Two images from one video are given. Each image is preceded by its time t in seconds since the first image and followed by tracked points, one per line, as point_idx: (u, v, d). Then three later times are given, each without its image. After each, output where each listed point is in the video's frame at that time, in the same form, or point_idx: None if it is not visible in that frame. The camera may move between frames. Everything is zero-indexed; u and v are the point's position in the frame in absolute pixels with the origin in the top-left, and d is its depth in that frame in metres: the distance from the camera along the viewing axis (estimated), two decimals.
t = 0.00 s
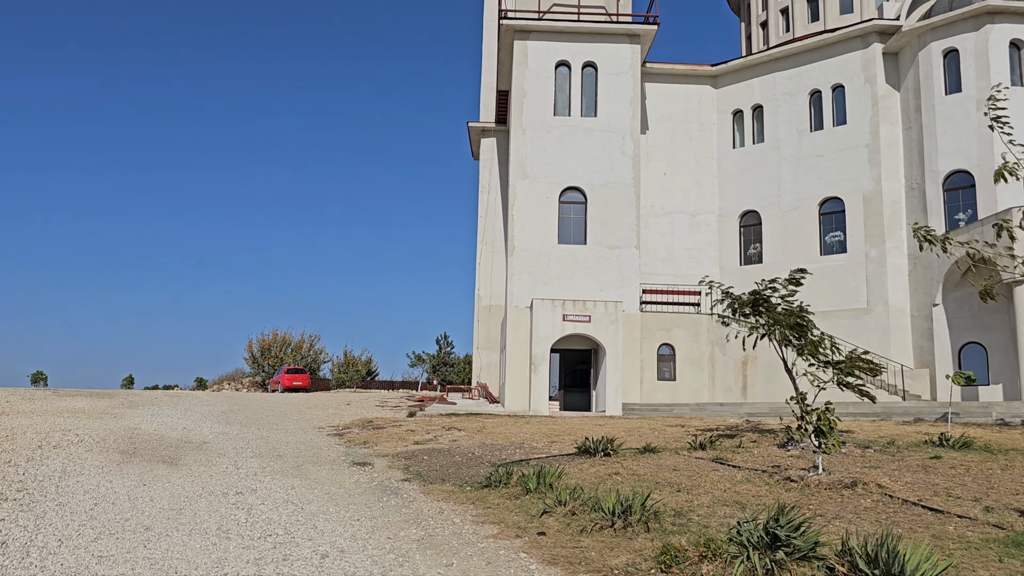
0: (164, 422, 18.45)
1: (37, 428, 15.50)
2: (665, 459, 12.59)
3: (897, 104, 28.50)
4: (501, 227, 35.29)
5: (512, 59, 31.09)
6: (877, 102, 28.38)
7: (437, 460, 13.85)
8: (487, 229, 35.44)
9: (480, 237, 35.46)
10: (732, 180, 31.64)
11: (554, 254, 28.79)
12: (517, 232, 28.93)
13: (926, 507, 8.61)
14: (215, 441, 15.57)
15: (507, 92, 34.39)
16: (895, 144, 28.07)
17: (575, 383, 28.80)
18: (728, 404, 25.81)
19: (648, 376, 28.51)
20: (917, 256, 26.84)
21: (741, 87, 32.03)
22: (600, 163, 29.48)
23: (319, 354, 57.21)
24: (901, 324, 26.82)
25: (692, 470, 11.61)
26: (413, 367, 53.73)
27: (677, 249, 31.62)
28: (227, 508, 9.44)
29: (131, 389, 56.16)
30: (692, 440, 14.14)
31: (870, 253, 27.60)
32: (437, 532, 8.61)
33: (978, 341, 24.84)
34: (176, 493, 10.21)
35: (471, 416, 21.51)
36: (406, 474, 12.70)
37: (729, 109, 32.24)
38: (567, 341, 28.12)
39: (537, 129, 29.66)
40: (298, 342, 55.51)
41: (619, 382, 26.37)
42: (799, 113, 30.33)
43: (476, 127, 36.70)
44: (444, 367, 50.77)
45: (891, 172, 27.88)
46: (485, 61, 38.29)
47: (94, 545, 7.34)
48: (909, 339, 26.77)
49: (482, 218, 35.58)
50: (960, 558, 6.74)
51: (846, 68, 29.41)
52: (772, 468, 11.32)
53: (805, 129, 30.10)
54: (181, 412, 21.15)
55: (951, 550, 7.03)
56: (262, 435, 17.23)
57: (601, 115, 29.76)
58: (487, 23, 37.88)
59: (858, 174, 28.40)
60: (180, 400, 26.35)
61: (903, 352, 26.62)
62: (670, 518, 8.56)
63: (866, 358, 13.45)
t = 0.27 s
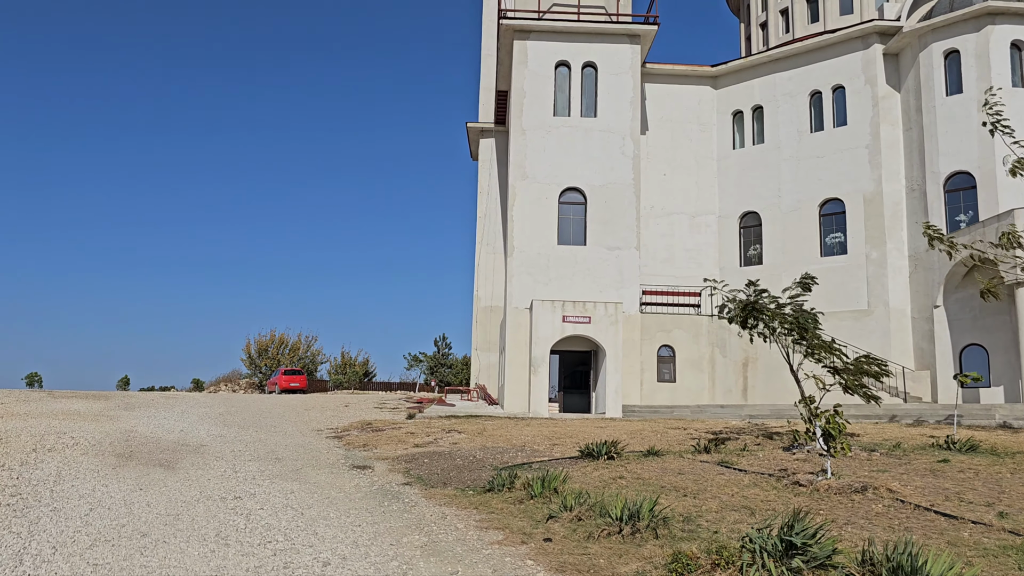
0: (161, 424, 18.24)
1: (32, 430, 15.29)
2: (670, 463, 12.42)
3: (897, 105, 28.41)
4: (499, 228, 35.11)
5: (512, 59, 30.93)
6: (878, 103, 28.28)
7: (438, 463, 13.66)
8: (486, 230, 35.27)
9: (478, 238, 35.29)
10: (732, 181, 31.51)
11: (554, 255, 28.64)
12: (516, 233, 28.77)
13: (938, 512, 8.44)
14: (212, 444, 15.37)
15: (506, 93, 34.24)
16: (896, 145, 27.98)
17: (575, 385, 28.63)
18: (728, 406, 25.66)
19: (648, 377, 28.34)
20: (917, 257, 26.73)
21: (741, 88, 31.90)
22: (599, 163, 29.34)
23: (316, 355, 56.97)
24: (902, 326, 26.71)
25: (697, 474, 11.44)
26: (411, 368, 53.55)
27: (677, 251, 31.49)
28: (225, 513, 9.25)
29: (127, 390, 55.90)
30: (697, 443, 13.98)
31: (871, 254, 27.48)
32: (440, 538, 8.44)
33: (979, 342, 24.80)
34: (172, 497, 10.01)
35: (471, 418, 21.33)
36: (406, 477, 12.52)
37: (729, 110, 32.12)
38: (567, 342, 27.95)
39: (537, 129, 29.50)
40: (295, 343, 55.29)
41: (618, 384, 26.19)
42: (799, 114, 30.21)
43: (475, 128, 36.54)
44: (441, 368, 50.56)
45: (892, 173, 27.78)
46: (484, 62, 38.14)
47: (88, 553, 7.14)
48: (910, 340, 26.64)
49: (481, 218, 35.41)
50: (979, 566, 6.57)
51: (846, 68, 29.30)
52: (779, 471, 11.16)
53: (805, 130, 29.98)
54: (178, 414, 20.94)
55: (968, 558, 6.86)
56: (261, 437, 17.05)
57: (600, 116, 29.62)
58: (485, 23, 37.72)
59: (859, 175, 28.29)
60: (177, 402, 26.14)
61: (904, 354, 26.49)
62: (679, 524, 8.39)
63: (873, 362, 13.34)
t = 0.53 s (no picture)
0: (160, 426, 18.06)
1: (29, 432, 15.09)
2: (676, 466, 12.23)
3: (902, 107, 28.26)
4: (501, 230, 34.94)
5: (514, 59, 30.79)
6: (883, 104, 28.13)
7: (440, 466, 13.46)
8: (487, 232, 35.08)
9: (479, 240, 35.11)
10: (735, 183, 31.33)
11: (556, 257, 28.46)
12: (518, 234, 28.60)
13: (954, 517, 8.24)
14: (212, 446, 15.16)
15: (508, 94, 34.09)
16: (900, 147, 27.82)
17: (577, 387, 28.44)
18: (732, 409, 25.46)
19: (650, 380, 28.12)
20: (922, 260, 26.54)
21: (744, 89, 31.76)
22: (602, 165, 29.17)
23: (316, 358, 56.75)
24: (906, 329, 26.52)
25: (704, 477, 11.25)
26: (412, 371, 53.35)
27: (679, 253, 31.30)
28: (225, 517, 9.05)
29: (127, 392, 55.68)
30: (703, 446, 13.78)
31: (875, 256, 27.30)
32: (444, 543, 8.25)
33: (985, 345, 24.58)
34: (171, 500, 9.82)
35: (472, 420, 21.12)
36: (409, 481, 12.31)
37: (731, 112, 31.96)
38: (569, 344, 27.74)
39: (539, 130, 29.34)
40: (295, 345, 55.07)
41: (621, 387, 25.98)
42: (803, 116, 30.06)
43: (476, 129, 36.40)
44: (442, 371, 50.33)
45: (896, 175, 27.61)
46: (486, 63, 38.01)
47: (84, 557, 6.95)
48: (915, 343, 26.44)
49: (482, 220, 35.24)
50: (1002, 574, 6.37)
51: (851, 70, 29.15)
52: (788, 475, 10.95)
53: (809, 132, 29.83)
54: (177, 416, 20.74)
55: (989, 564, 6.67)
56: (261, 439, 16.86)
57: (603, 117, 29.47)
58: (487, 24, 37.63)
59: (863, 177, 28.12)
60: (176, 403, 25.92)
61: (908, 357, 26.28)
62: (690, 529, 8.19)
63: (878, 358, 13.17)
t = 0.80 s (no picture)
0: (154, 430, 17.78)
1: (20, 435, 14.82)
2: (680, 473, 12.01)
3: (903, 111, 28.16)
4: (499, 233, 34.75)
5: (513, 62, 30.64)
6: (884, 109, 28.03)
7: (439, 473, 13.23)
8: (485, 235, 34.88)
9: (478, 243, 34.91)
10: (734, 187, 31.19)
11: (554, 261, 28.27)
12: (516, 237, 28.41)
13: (969, 528, 8.03)
14: (206, 451, 14.90)
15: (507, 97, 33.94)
16: (901, 152, 27.72)
17: (576, 392, 28.35)
18: (732, 414, 25.26)
19: (650, 385, 27.92)
20: (924, 265, 26.39)
21: (745, 93, 31.64)
22: (602, 168, 29.01)
23: (312, 361, 56.44)
24: (907, 334, 26.37)
25: (710, 485, 11.04)
26: (409, 375, 53.06)
27: (678, 257, 31.13)
28: (220, 525, 8.81)
29: (121, 394, 55.30)
30: (707, 453, 13.57)
31: (876, 261, 27.16)
32: (446, 552, 8.03)
33: (987, 351, 24.43)
34: (165, 507, 9.57)
35: (470, 425, 20.87)
36: (408, 487, 12.08)
37: (731, 115, 31.83)
38: (568, 349, 27.53)
39: (538, 133, 29.17)
40: (291, 348, 54.76)
41: (620, 392, 25.77)
42: (803, 120, 29.94)
43: (474, 132, 36.25)
44: (439, 375, 50.04)
45: (897, 180, 27.50)
46: (485, 65, 37.87)
47: (74, 568, 6.70)
48: (916, 349, 26.30)
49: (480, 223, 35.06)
50: None
51: (852, 74, 29.05)
52: (795, 483, 10.75)
53: (809, 136, 29.71)
54: (171, 420, 20.46)
55: None
56: (256, 444, 16.60)
57: (603, 120, 29.32)
58: (486, 27, 37.49)
59: (864, 181, 27.99)
60: (171, 407, 25.64)
61: (909, 363, 26.13)
62: (698, 539, 7.98)
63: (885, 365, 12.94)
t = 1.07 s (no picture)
0: (143, 430, 17.49)
1: (5, 436, 14.51)
2: (678, 477, 11.84)
3: (897, 114, 28.18)
4: (492, 233, 34.57)
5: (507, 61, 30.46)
6: (878, 111, 28.03)
7: (434, 475, 13.02)
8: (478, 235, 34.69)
9: (470, 243, 34.69)
10: (728, 188, 31.13)
11: (548, 261, 28.11)
12: (510, 237, 28.23)
13: (976, 534, 7.90)
14: (196, 452, 14.63)
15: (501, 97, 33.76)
16: (896, 154, 27.73)
17: (569, 394, 28.30)
18: (726, 416, 25.12)
19: (644, 387, 27.79)
20: (918, 268, 26.40)
21: (739, 94, 31.58)
22: (596, 168, 28.87)
23: (302, 361, 56.05)
24: (901, 336, 26.35)
25: (709, 489, 10.85)
26: (400, 375, 52.79)
27: (672, 258, 31.05)
28: (211, 529, 8.57)
29: (109, 394, 54.72)
30: (704, 456, 13.40)
31: (870, 263, 27.15)
32: (444, 558, 7.82)
33: (980, 354, 24.48)
34: (154, 511, 9.32)
35: (464, 427, 20.66)
36: (403, 490, 11.87)
37: (726, 116, 31.77)
38: (561, 350, 27.37)
39: (533, 133, 29.00)
40: (282, 348, 54.37)
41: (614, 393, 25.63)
42: (797, 121, 29.92)
43: (468, 131, 36.08)
44: (430, 375, 49.78)
45: (891, 182, 27.51)
46: (478, 65, 37.70)
47: None
48: (909, 351, 26.29)
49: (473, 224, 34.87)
50: None
51: (846, 76, 29.04)
52: (796, 487, 10.61)
53: (804, 137, 29.69)
54: (160, 420, 20.14)
55: None
56: (247, 445, 16.34)
57: (598, 120, 29.18)
58: (480, 26, 37.32)
59: (858, 183, 27.98)
60: (159, 407, 25.28)
61: (902, 365, 26.12)
62: (702, 546, 7.81)
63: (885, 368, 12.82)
